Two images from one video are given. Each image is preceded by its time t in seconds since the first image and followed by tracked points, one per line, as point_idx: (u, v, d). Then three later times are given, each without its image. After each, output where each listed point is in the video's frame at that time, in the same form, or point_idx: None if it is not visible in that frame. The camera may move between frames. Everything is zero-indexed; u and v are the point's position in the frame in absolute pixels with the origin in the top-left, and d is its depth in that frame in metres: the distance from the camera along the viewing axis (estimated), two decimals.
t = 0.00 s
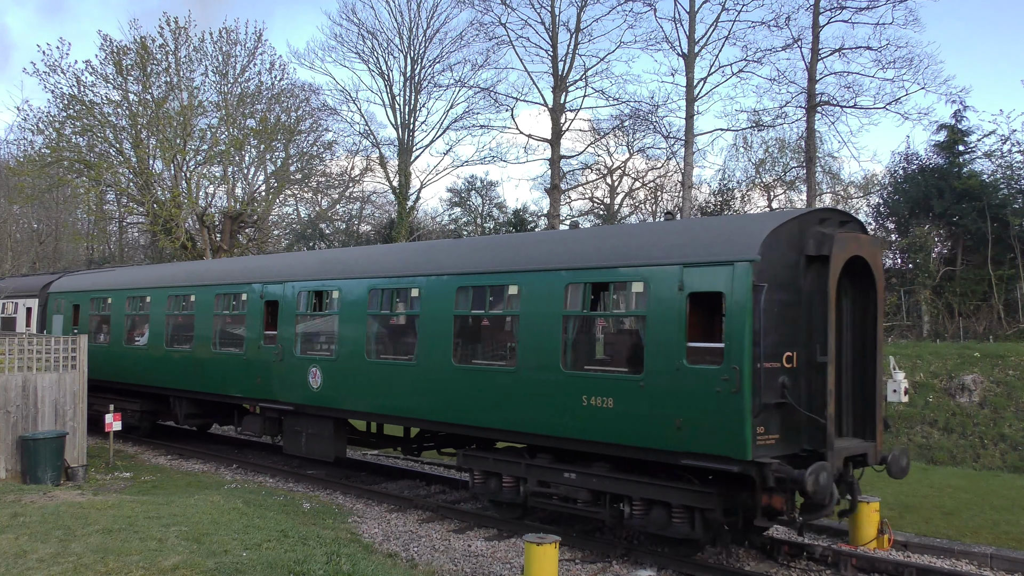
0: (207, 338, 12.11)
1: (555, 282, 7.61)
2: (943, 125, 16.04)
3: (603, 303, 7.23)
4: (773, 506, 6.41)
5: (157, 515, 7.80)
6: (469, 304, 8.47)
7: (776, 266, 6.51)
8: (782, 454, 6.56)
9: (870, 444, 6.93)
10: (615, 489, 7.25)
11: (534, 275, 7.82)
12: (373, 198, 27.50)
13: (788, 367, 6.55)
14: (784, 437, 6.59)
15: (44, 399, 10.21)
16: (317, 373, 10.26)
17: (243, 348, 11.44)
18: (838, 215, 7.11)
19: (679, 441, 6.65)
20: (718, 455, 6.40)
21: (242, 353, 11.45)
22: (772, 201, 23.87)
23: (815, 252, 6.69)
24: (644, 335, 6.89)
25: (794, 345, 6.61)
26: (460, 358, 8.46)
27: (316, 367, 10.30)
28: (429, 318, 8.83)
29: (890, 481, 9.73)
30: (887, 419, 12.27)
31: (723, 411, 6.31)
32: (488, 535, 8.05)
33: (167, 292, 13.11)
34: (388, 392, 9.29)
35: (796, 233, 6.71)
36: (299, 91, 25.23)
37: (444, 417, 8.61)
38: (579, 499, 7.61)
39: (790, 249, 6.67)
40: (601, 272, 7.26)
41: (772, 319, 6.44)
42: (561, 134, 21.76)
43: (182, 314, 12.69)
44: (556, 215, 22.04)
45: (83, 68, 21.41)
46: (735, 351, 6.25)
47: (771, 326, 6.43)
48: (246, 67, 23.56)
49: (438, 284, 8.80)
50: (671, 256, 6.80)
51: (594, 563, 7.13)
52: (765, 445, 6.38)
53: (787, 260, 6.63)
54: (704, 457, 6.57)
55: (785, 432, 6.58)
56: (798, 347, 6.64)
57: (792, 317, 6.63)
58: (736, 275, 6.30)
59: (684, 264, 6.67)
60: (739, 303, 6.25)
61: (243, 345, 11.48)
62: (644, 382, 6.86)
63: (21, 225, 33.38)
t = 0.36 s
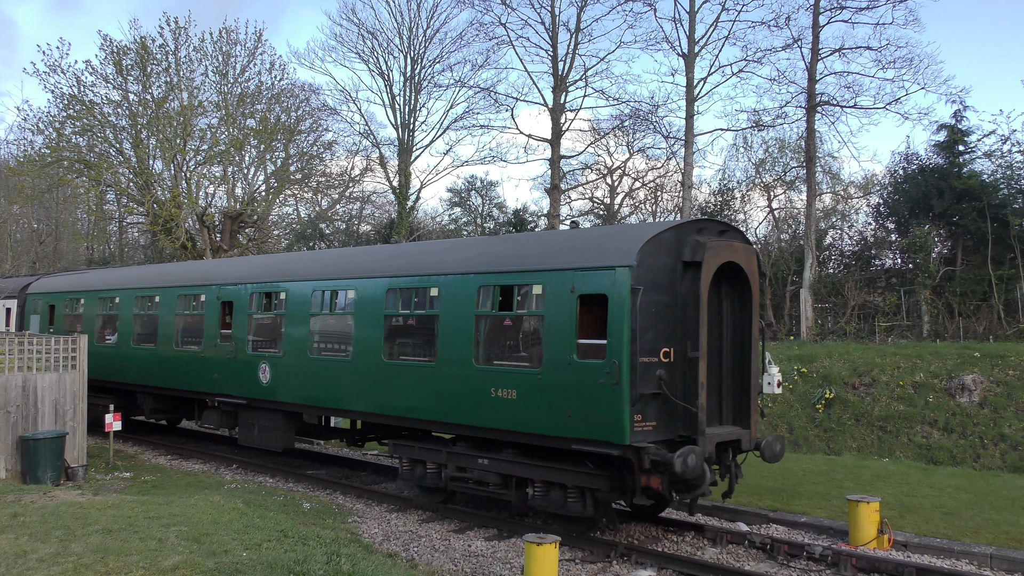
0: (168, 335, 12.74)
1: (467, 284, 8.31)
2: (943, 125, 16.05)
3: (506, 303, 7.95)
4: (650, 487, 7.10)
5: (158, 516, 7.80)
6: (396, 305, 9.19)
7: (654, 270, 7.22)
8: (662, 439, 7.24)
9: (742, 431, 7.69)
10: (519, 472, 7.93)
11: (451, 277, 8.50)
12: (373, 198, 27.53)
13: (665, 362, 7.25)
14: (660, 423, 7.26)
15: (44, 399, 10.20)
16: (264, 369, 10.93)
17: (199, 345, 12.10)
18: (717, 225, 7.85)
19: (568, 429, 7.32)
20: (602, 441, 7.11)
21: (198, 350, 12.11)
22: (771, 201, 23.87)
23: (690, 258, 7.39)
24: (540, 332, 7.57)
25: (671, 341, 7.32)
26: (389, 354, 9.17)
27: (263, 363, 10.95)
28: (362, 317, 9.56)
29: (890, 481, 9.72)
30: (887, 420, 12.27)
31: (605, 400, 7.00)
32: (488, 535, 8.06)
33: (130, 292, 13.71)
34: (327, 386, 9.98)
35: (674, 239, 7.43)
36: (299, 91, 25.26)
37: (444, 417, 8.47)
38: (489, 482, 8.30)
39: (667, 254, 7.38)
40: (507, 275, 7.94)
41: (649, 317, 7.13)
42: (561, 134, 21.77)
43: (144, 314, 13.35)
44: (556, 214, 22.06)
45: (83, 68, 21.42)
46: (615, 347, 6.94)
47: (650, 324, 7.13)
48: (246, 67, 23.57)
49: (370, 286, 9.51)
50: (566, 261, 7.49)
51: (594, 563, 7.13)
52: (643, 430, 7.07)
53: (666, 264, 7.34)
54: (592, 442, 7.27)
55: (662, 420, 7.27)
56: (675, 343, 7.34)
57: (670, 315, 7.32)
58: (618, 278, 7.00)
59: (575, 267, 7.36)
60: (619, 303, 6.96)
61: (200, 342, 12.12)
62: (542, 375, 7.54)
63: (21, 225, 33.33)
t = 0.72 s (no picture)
0: (135, 336, 13.73)
1: (395, 287, 9.21)
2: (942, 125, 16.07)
3: (429, 304, 8.82)
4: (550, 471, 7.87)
5: (158, 516, 7.80)
6: (337, 306, 10.05)
7: (556, 274, 7.98)
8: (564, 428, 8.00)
9: (641, 422, 8.48)
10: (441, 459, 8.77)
11: (384, 280, 9.38)
12: (373, 198, 27.59)
13: (566, 358, 8.00)
14: (560, 413, 7.98)
15: (43, 399, 10.20)
16: (221, 365, 11.84)
17: (162, 343, 13.07)
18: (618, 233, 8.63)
19: (479, 418, 8.12)
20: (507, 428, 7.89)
21: (162, 348, 13.07)
22: (771, 201, 23.88)
23: (588, 263, 8.17)
24: (457, 330, 8.43)
25: (573, 339, 8.07)
26: (330, 351, 10.03)
27: (221, 360, 11.85)
28: (307, 317, 10.44)
29: (890, 481, 9.72)
30: (887, 420, 12.27)
31: (509, 391, 7.80)
32: (488, 535, 8.06)
33: (102, 296, 14.68)
34: (277, 381, 10.81)
35: (576, 246, 8.20)
36: (299, 91, 25.33)
37: (442, 416, 8.56)
38: (416, 468, 9.15)
39: (569, 259, 8.15)
40: (429, 279, 8.81)
41: (551, 317, 7.87)
42: (561, 134, 21.77)
43: (114, 316, 14.34)
44: (556, 214, 22.08)
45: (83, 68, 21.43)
46: (518, 343, 7.73)
47: (552, 323, 7.88)
48: (246, 67, 23.59)
49: (314, 289, 10.40)
50: (477, 266, 8.33)
51: (594, 563, 7.14)
52: (545, 420, 7.82)
53: (567, 269, 8.11)
54: (500, 430, 8.05)
55: (561, 411, 7.97)
56: (576, 341, 8.09)
57: (571, 315, 8.09)
58: (520, 281, 7.80)
59: (486, 272, 8.19)
60: (521, 304, 7.76)
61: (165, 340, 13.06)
62: (458, 369, 8.36)
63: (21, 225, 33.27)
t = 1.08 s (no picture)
0: (105, 334, 14.56)
1: (331, 289, 10.07)
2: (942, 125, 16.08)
3: (361, 305, 9.68)
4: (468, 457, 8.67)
5: (158, 515, 7.80)
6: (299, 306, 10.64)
7: (473, 277, 8.75)
8: (483, 418, 8.78)
9: (555, 413, 9.26)
10: (373, 448, 9.60)
11: (323, 283, 10.23)
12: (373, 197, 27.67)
13: (483, 354, 8.77)
14: (477, 405, 8.73)
15: (44, 398, 10.20)
16: (182, 363, 12.68)
17: (131, 342, 13.90)
18: (533, 239, 9.42)
19: (404, 409, 8.92)
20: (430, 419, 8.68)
21: (129, 346, 13.90)
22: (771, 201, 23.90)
23: (504, 267, 8.95)
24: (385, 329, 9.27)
25: (489, 336, 8.84)
26: (275, 348, 10.89)
27: (182, 358, 12.67)
28: (259, 315, 11.25)
29: (890, 481, 9.73)
30: (887, 420, 12.27)
31: (430, 384, 8.59)
32: (488, 535, 8.06)
33: (75, 298, 15.48)
34: (231, 376, 11.64)
35: (492, 252, 8.97)
36: (299, 91, 25.39)
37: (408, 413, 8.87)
38: (353, 457, 9.94)
39: (486, 264, 8.90)
40: (361, 281, 9.65)
41: (467, 316, 8.64)
42: (561, 134, 21.79)
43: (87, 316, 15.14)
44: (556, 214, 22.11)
45: (83, 68, 21.44)
46: (437, 341, 8.54)
47: (468, 322, 8.66)
48: (246, 67, 23.61)
49: (261, 290, 11.28)
50: (401, 270, 9.18)
51: (594, 564, 7.14)
52: (462, 411, 8.60)
53: (484, 273, 8.87)
54: (423, 420, 8.85)
55: (478, 402, 8.73)
56: (492, 339, 8.85)
57: (488, 315, 8.86)
58: (438, 284, 8.62)
59: (410, 276, 9.01)
60: (439, 305, 8.58)
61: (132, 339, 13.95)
62: (386, 364, 9.18)
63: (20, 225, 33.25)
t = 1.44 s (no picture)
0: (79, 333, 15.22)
1: (279, 290, 10.75)
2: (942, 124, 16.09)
3: (304, 305, 10.39)
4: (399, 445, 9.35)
5: (158, 516, 7.80)
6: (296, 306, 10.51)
7: (402, 278, 9.45)
8: (414, 408, 9.44)
9: (484, 405, 9.84)
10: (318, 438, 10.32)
11: (317, 284, 10.18)
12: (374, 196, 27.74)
13: (413, 349, 9.45)
14: (407, 396, 9.38)
15: (44, 399, 10.20)
16: (146, 360, 13.34)
17: (101, 339, 14.58)
18: (462, 244, 10.10)
19: (341, 401, 9.59)
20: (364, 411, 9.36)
21: (100, 344, 14.59)
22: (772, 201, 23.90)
23: (432, 270, 9.67)
24: (325, 326, 9.96)
25: (419, 333, 9.52)
26: (229, 345, 11.55)
27: (145, 356, 13.35)
28: (214, 314, 11.93)
29: (890, 481, 9.72)
30: (887, 420, 12.27)
31: (363, 378, 9.28)
32: (488, 535, 8.06)
33: (51, 299, 16.07)
34: (191, 373, 12.30)
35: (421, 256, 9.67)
36: (299, 91, 25.46)
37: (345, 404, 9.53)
38: (298, 446, 10.67)
39: (414, 267, 9.63)
40: (305, 283, 10.34)
41: (397, 315, 9.33)
42: (561, 134, 21.82)
43: (61, 315, 15.74)
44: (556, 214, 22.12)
45: (83, 68, 21.44)
46: (369, 338, 9.23)
47: (398, 320, 9.35)
48: (246, 67, 23.60)
49: (217, 291, 11.92)
50: (340, 272, 9.88)
51: (594, 564, 7.14)
52: (393, 402, 9.26)
53: (413, 275, 9.60)
54: (358, 411, 9.54)
55: (408, 393, 9.39)
56: (421, 336, 9.54)
57: (417, 314, 9.57)
58: (370, 286, 9.32)
59: (347, 278, 9.70)
60: (371, 305, 9.28)
61: (112, 338, 14.31)
62: (324, 360, 9.88)
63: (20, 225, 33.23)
